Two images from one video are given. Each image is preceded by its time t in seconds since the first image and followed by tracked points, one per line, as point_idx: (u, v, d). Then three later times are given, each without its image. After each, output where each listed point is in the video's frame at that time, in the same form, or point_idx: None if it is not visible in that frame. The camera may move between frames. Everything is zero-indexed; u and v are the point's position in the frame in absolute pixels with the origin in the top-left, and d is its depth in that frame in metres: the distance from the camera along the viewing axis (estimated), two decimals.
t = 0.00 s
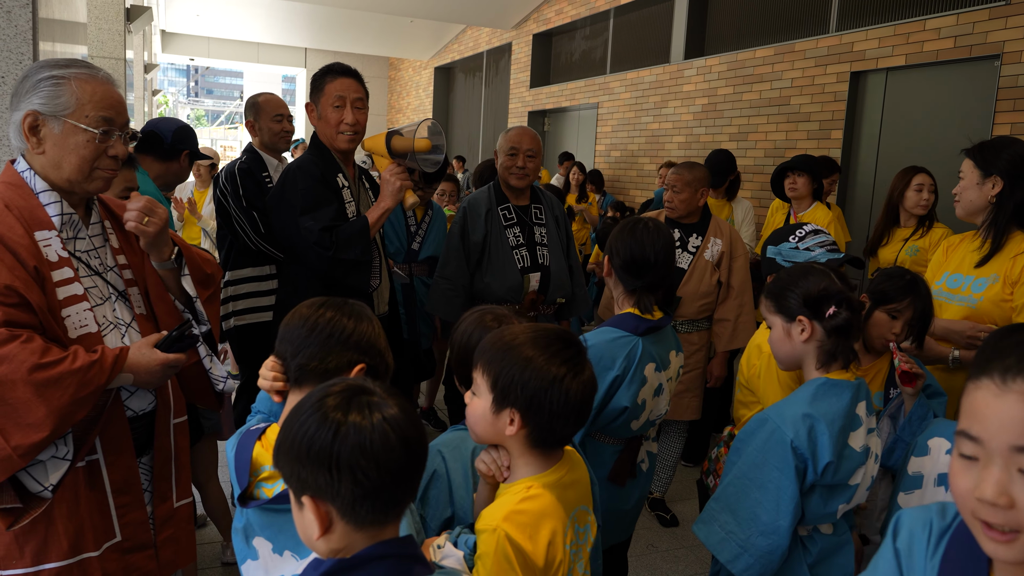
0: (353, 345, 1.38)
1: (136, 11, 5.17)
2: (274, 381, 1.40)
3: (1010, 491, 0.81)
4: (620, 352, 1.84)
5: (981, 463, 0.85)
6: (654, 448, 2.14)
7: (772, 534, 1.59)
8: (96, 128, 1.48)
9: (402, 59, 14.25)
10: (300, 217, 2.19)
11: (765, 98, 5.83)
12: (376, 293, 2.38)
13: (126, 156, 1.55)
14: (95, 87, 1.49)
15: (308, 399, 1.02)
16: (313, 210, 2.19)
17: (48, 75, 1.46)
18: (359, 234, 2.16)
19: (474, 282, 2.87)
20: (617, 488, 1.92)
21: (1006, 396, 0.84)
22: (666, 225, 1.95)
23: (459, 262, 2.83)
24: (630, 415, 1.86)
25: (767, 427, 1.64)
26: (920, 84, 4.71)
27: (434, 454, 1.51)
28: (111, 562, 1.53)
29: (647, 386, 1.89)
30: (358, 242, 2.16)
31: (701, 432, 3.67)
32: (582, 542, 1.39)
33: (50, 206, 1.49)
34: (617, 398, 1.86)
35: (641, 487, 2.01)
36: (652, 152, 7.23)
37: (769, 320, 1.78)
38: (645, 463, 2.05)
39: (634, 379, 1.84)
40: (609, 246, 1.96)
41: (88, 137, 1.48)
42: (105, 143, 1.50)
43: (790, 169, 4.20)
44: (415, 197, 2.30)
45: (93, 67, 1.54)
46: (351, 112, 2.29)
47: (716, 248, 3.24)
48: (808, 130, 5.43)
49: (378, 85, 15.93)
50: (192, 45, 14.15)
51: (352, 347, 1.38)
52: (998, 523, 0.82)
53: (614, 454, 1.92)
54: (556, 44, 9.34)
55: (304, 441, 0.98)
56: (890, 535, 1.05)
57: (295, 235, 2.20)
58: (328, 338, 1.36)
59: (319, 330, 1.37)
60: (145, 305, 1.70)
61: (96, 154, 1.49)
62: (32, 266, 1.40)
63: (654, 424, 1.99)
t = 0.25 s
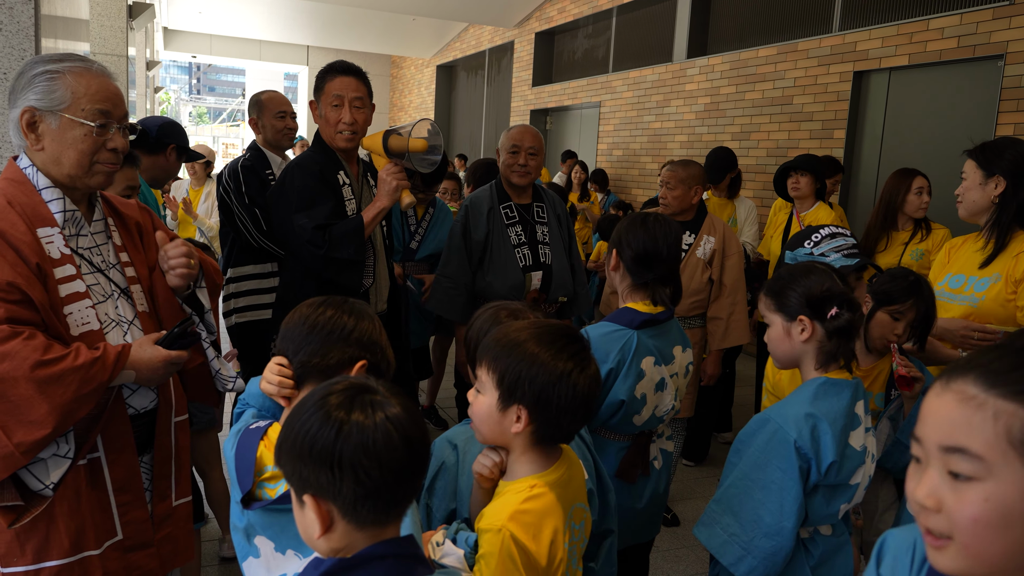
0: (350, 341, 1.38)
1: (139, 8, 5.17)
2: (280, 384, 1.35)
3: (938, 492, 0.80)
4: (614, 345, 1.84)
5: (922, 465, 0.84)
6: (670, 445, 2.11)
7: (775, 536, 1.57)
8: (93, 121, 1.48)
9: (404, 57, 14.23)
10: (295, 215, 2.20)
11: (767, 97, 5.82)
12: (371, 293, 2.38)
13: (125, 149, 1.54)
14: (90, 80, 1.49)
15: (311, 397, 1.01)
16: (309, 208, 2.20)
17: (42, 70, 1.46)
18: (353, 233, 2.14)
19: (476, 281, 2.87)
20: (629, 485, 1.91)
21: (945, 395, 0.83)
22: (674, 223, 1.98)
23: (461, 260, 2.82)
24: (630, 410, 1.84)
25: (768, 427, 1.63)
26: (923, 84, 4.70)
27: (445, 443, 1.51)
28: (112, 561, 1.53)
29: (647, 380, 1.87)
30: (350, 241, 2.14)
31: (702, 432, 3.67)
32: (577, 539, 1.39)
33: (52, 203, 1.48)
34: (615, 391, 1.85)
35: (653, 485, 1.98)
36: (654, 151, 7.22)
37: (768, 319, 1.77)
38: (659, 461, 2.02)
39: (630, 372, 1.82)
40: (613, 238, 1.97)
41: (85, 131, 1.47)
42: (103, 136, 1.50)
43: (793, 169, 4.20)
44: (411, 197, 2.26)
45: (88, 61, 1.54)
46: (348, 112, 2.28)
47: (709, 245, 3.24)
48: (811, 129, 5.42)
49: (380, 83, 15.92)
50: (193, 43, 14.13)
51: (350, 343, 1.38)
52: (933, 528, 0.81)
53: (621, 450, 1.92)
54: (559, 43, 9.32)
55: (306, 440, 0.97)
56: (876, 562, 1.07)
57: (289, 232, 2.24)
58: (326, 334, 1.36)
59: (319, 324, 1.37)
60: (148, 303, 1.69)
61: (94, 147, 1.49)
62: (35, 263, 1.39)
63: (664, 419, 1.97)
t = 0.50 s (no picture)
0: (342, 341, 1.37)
1: (142, 5, 5.17)
2: (279, 383, 1.37)
3: None
4: (618, 345, 1.84)
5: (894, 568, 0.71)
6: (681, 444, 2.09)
7: (786, 533, 1.56)
8: (92, 115, 1.47)
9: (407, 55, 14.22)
10: (293, 213, 2.21)
11: (771, 97, 5.81)
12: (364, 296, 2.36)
13: (126, 144, 1.54)
14: (88, 75, 1.48)
15: (314, 397, 1.01)
16: (306, 206, 2.20)
17: (41, 66, 1.46)
18: (351, 231, 2.14)
19: (478, 279, 2.87)
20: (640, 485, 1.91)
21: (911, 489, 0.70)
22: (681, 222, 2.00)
23: (463, 259, 2.82)
24: (637, 409, 1.84)
25: (773, 422, 1.64)
26: (927, 84, 4.69)
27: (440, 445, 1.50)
28: (116, 560, 1.53)
29: (653, 378, 1.86)
30: (348, 239, 2.15)
31: (704, 432, 3.67)
32: (571, 540, 1.38)
33: (56, 200, 1.48)
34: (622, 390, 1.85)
35: (664, 484, 1.98)
36: (657, 150, 7.21)
37: (763, 317, 1.77)
38: (670, 460, 2.01)
39: (636, 370, 1.82)
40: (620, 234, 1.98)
41: (85, 126, 1.47)
42: (103, 131, 1.49)
43: (796, 169, 4.20)
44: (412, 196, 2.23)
45: (85, 55, 1.53)
46: (354, 109, 2.28)
47: (693, 241, 3.32)
48: (814, 129, 5.42)
49: (383, 81, 15.91)
50: (196, 40, 14.12)
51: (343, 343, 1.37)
52: None
53: (631, 450, 1.91)
54: (562, 41, 9.32)
55: (309, 440, 0.97)
56: None
57: (287, 231, 2.24)
58: (313, 334, 1.35)
59: (307, 323, 1.37)
60: (152, 300, 1.69)
61: (94, 143, 1.49)
62: (40, 260, 1.39)
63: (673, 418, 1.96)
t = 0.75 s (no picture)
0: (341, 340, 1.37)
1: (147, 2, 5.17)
2: (280, 390, 1.39)
3: None
4: (634, 342, 1.84)
5: None
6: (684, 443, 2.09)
7: (780, 521, 1.54)
8: (94, 110, 1.47)
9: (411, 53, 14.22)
10: (296, 210, 2.21)
11: (776, 96, 5.80)
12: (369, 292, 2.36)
13: (129, 138, 1.54)
14: (90, 69, 1.48)
15: (323, 397, 1.01)
16: (309, 203, 2.20)
17: (43, 61, 1.46)
18: (353, 228, 2.15)
19: (482, 277, 2.86)
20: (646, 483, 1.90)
21: None
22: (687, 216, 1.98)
23: (467, 257, 2.82)
24: (649, 408, 1.84)
25: (760, 411, 1.63)
26: (932, 83, 4.68)
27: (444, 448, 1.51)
28: (122, 557, 1.52)
29: (666, 378, 1.87)
30: (350, 236, 2.16)
31: (709, 431, 3.66)
32: (569, 538, 1.37)
33: (62, 196, 1.48)
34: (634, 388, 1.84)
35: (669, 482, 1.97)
36: (661, 149, 7.20)
37: (746, 307, 1.76)
38: (673, 459, 2.01)
39: (649, 369, 1.82)
40: (627, 235, 1.97)
41: (87, 120, 1.47)
42: (106, 126, 1.49)
43: (801, 168, 4.19)
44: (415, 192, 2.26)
45: (87, 50, 1.53)
46: (360, 106, 2.28)
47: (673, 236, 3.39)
48: (819, 128, 5.40)
49: (387, 79, 15.91)
50: (200, 38, 14.11)
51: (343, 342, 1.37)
52: None
53: (638, 448, 1.90)
54: (566, 40, 9.31)
55: (320, 440, 0.97)
56: None
57: (290, 227, 2.24)
58: (309, 336, 1.35)
59: (301, 323, 1.36)
60: (158, 296, 1.68)
61: (98, 138, 1.48)
62: (46, 257, 1.39)
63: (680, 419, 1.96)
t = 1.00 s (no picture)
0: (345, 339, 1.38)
1: None
2: (284, 395, 1.37)
3: None
4: (651, 338, 1.83)
5: None
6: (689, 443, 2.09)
7: (784, 509, 1.53)
8: (100, 108, 1.48)
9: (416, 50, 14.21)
10: (303, 208, 2.20)
11: (782, 94, 5.78)
12: (377, 287, 2.37)
13: (135, 137, 1.54)
14: (96, 68, 1.48)
15: (335, 394, 1.01)
16: (315, 200, 2.20)
17: (50, 60, 1.46)
18: (361, 225, 2.16)
19: (486, 275, 2.86)
20: (653, 482, 1.90)
21: None
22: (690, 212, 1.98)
23: (472, 255, 2.82)
24: (663, 403, 1.84)
25: (765, 401, 1.61)
26: (939, 81, 4.66)
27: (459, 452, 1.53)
28: (126, 554, 1.53)
29: (679, 375, 1.87)
30: (359, 233, 2.17)
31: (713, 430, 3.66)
32: (573, 541, 1.36)
33: (68, 194, 1.49)
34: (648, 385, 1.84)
35: (676, 481, 1.97)
36: (666, 147, 7.18)
37: (744, 302, 1.71)
38: (680, 458, 2.01)
39: (665, 365, 1.82)
40: (632, 241, 1.97)
41: (94, 119, 1.47)
42: (112, 124, 1.49)
43: (807, 167, 4.18)
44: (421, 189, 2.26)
45: (94, 49, 1.54)
46: (366, 104, 2.29)
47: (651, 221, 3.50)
48: (826, 126, 5.38)
49: (393, 77, 15.91)
50: (206, 35, 14.14)
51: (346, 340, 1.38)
52: None
53: (647, 446, 1.90)
54: (572, 38, 9.29)
55: (331, 437, 0.97)
56: None
57: (296, 226, 2.23)
58: (314, 336, 1.36)
59: (303, 324, 1.36)
60: (164, 295, 1.69)
61: (103, 136, 1.49)
62: (51, 255, 1.40)
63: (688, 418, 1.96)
